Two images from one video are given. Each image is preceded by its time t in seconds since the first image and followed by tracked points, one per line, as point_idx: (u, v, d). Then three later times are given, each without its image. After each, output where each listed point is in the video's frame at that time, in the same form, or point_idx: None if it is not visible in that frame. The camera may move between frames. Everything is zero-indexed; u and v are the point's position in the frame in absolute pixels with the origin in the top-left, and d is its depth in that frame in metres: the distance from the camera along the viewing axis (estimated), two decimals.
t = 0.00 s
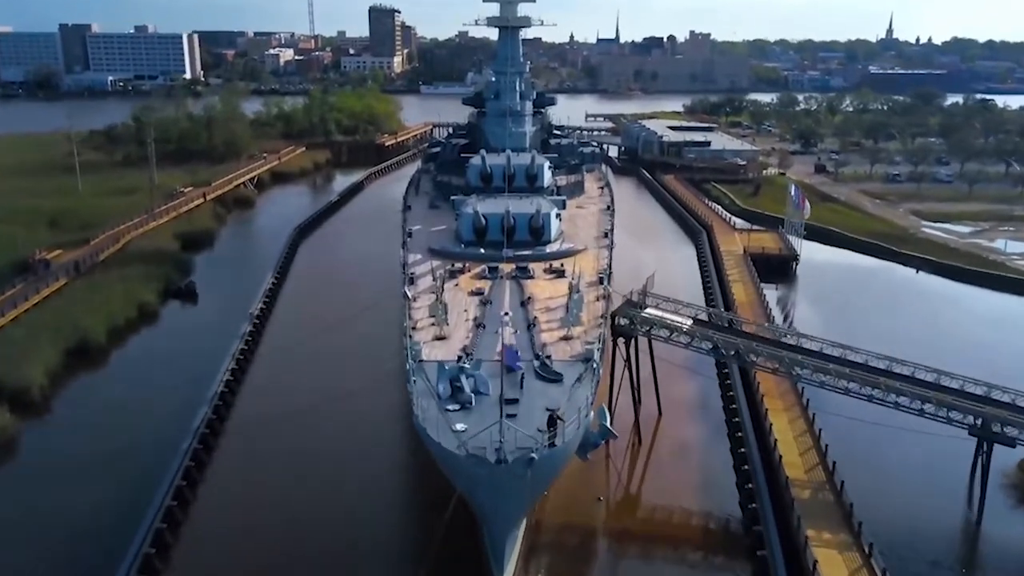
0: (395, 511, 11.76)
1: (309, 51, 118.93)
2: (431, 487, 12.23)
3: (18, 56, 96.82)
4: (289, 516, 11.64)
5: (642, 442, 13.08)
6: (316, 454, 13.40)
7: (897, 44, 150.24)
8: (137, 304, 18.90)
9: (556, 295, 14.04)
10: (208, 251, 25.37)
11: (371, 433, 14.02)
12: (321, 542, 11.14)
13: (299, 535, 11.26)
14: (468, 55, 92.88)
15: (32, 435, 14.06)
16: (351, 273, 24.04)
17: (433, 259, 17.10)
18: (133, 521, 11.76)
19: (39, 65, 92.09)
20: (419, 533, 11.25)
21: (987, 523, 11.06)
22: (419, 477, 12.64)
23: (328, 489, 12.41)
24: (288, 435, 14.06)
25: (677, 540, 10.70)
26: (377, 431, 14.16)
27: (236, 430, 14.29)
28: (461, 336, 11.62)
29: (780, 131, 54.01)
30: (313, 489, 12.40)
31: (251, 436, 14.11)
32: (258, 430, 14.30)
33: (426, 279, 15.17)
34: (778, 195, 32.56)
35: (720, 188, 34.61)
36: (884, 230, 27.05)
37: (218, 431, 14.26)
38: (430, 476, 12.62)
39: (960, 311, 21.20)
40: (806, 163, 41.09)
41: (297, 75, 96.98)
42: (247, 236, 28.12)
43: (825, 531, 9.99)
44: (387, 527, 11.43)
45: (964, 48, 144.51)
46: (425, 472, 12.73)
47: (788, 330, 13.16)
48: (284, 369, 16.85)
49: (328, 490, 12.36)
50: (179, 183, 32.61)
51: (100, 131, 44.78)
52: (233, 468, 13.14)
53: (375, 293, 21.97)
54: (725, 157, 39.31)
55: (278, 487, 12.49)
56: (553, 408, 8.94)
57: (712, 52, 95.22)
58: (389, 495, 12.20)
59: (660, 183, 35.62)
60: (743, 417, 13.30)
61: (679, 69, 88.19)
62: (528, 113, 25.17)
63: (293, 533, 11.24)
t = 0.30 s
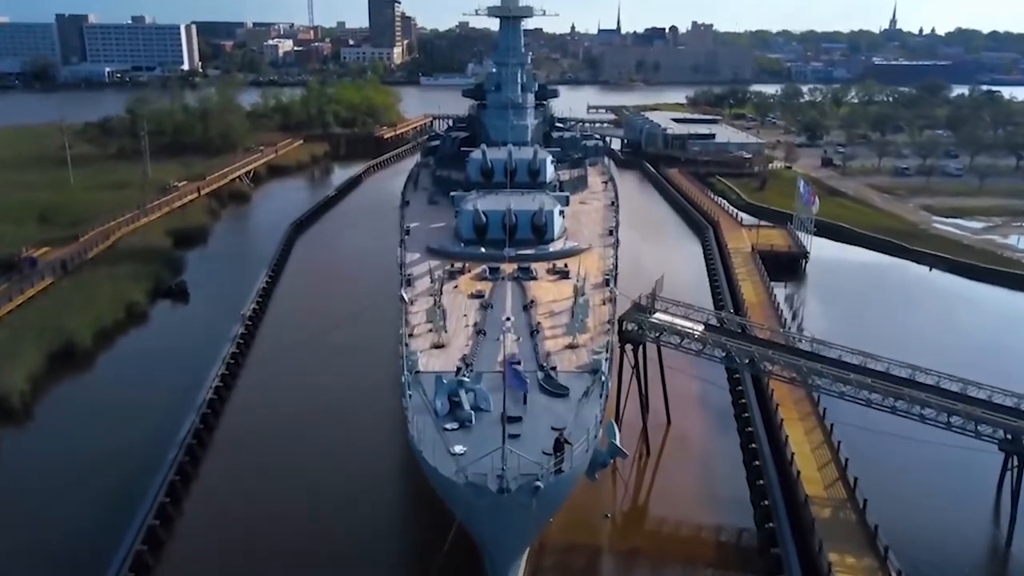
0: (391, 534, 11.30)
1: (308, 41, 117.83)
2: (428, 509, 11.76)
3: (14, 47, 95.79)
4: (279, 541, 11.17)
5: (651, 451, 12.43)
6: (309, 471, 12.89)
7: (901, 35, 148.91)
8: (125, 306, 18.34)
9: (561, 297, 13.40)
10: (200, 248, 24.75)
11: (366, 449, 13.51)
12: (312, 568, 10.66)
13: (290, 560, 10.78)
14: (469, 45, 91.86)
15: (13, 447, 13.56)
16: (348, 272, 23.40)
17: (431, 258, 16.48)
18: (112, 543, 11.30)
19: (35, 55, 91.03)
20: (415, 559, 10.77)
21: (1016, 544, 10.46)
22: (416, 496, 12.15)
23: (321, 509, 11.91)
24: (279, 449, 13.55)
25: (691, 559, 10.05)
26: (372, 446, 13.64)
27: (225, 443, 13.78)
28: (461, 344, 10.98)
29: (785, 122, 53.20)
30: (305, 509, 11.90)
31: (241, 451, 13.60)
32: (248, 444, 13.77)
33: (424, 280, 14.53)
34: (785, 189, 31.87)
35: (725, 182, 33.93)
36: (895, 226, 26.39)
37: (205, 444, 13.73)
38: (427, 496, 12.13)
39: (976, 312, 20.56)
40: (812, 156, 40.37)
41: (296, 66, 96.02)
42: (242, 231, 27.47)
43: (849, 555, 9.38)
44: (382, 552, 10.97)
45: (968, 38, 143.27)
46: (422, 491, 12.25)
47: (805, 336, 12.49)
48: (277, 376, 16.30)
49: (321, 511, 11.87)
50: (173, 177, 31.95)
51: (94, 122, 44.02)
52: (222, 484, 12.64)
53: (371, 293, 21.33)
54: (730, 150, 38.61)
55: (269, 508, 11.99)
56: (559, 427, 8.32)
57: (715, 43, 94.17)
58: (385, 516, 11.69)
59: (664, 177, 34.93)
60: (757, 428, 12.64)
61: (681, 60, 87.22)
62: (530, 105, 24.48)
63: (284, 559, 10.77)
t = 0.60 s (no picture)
0: (386, 553, 10.80)
1: (307, 34, 116.95)
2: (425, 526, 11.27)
3: (11, 39, 94.87)
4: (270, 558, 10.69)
5: (658, 463, 11.81)
6: (303, 485, 12.39)
7: (904, 28, 147.94)
8: (114, 306, 17.84)
9: (564, 302, 12.84)
10: (194, 245, 24.18)
11: (362, 460, 13.02)
12: None
13: None
14: (469, 37, 90.98)
15: None
16: (344, 272, 22.81)
17: (430, 259, 15.92)
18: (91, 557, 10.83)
19: (32, 48, 90.13)
20: None
21: None
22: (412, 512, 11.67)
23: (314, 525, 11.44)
24: (271, 460, 13.06)
25: None
26: (368, 457, 13.14)
27: (216, 453, 13.29)
28: (459, 354, 10.41)
29: (789, 116, 52.53)
30: (299, 523, 11.41)
31: (232, 461, 13.10)
32: (240, 454, 13.31)
33: (422, 283, 13.99)
34: (791, 184, 31.27)
35: (730, 177, 33.35)
36: (905, 222, 25.82)
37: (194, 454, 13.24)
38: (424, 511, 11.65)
39: (991, 313, 20.01)
40: (817, 150, 39.75)
41: (295, 59, 95.17)
42: (237, 228, 26.93)
43: None
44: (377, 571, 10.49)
45: (971, 31, 142.25)
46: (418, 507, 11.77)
47: (820, 344, 11.93)
48: (271, 384, 15.83)
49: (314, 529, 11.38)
50: (167, 172, 31.35)
51: (89, 116, 43.38)
52: (212, 497, 12.15)
53: (368, 294, 20.74)
54: (734, 144, 38.00)
55: (260, 521, 11.49)
56: (564, 448, 7.82)
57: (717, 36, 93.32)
58: (381, 531, 11.21)
59: (667, 172, 34.33)
60: (769, 438, 12.07)
61: (683, 53, 86.40)
62: (531, 99, 23.87)
63: None
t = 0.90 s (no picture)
0: None
1: (305, 24, 115.86)
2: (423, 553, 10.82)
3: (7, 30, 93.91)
4: None
5: (668, 479, 11.24)
6: (295, 503, 11.96)
7: (907, 19, 146.75)
8: (100, 309, 17.32)
9: (568, 307, 12.19)
10: (185, 243, 23.55)
11: (356, 477, 12.52)
12: None
13: None
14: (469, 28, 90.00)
15: None
16: (341, 270, 22.21)
17: (428, 260, 15.30)
18: None
19: (28, 39, 89.20)
20: None
21: None
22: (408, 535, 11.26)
23: (304, 551, 10.97)
24: (260, 477, 12.57)
25: None
26: (362, 475, 12.67)
27: (204, 470, 12.80)
28: (457, 366, 9.79)
29: (794, 108, 51.77)
30: (288, 547, 10.97)
31: (219, 480, 12.61)
32: (228, 471, 12.82)
33: (419, 286, 13.34)
34: (798, 178, 30.61)
35: (735, 172, 32.68)
36: (916, 219, 25.15)
37: (177, 471, 12.76)
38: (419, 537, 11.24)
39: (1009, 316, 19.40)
40: (823, 144, 39.05)
41: (294, 50, 94.30)
42: (232, 224, 26.24)
43: None
44: None
45: (975, 21, 141.08)
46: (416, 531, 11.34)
47: (839, 353, 11.30)
48: (263, 392, 15.29)
49: (305, 554, 10.92)
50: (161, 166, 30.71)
51: (82, 109, 42.65)
52: (199, 517, 11.71)
53: (365, 295, 20.14)
54: (739, 138, 37.34)
55: (248, 547, 11.02)
56: (571, 476, 7.28)
57: (719, 27, 92.35)
58: (374, 555, 10.73)
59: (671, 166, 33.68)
60: (784, 452, 11.48)
61: (685, 44, 85.51)
62: (533, 92, 23.19)
63: None
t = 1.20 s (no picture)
0: None
1: (304, 16, 114.86)
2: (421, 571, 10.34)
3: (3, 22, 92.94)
4: None
5: (677, 494, 10.75)
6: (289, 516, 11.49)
7: (910, 11, 145.83)
8: (86, 313, 16.93)
9: (572, 313, 11.62)
10: (179, 241, 23.00)
11: (352, 491, 11.98)
12: None
13: None
14: (470, 20, 89.07)
15: None
16: (338, 267, 21.68)
17: (426, 261, 14.74)
18: None
19: (24, 30, 88.20)
20: None
21: None
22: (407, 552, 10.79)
23: (298, 565, 10.56)
24: (252, 489, 12.06)
25: None
26: (357, 486, 12.15)
27: (193, 482, 12.29)
28: (456, 379, 9.25)
29: (798, 101, 51.11)
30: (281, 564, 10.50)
31: (209, 491, 12.15)
32: (218, 483, 12.31)
33: (416, 291, 12.76)
34: (805, 174, 30.01)
35: (740, 167, 32.09)
36: (927, 216, 24.57)
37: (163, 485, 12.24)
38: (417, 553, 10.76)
39: None
40: (829, 138, 38.46)
41: (293, 43, 93.46)
42: (227, 221, 25.67)
43: None
44: None
45: (978, 14, 140.19)
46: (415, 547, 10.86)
47: (855, 363, 10.74)
48: (256, 398, 14.77)
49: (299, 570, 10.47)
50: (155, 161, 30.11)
51: (76, 102, 41.94)
52: (190, 531, 11.26)
53: (362, 295, 19.61)
54: (743, 132, 36.73)
55: (239, 562, 10.61)
56: (578, 507, 6.83)
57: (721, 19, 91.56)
58: (369, 571, 10.26)
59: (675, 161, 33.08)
60: (799, 466, 10.98)
61: (686, 37, 84.76)
62: (535, 86, 22.58)
63: None
